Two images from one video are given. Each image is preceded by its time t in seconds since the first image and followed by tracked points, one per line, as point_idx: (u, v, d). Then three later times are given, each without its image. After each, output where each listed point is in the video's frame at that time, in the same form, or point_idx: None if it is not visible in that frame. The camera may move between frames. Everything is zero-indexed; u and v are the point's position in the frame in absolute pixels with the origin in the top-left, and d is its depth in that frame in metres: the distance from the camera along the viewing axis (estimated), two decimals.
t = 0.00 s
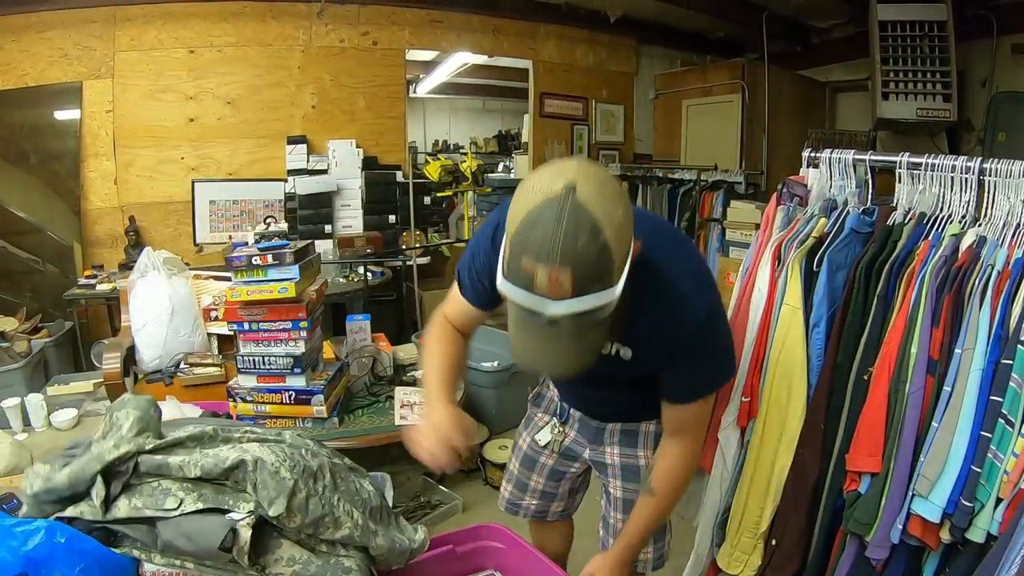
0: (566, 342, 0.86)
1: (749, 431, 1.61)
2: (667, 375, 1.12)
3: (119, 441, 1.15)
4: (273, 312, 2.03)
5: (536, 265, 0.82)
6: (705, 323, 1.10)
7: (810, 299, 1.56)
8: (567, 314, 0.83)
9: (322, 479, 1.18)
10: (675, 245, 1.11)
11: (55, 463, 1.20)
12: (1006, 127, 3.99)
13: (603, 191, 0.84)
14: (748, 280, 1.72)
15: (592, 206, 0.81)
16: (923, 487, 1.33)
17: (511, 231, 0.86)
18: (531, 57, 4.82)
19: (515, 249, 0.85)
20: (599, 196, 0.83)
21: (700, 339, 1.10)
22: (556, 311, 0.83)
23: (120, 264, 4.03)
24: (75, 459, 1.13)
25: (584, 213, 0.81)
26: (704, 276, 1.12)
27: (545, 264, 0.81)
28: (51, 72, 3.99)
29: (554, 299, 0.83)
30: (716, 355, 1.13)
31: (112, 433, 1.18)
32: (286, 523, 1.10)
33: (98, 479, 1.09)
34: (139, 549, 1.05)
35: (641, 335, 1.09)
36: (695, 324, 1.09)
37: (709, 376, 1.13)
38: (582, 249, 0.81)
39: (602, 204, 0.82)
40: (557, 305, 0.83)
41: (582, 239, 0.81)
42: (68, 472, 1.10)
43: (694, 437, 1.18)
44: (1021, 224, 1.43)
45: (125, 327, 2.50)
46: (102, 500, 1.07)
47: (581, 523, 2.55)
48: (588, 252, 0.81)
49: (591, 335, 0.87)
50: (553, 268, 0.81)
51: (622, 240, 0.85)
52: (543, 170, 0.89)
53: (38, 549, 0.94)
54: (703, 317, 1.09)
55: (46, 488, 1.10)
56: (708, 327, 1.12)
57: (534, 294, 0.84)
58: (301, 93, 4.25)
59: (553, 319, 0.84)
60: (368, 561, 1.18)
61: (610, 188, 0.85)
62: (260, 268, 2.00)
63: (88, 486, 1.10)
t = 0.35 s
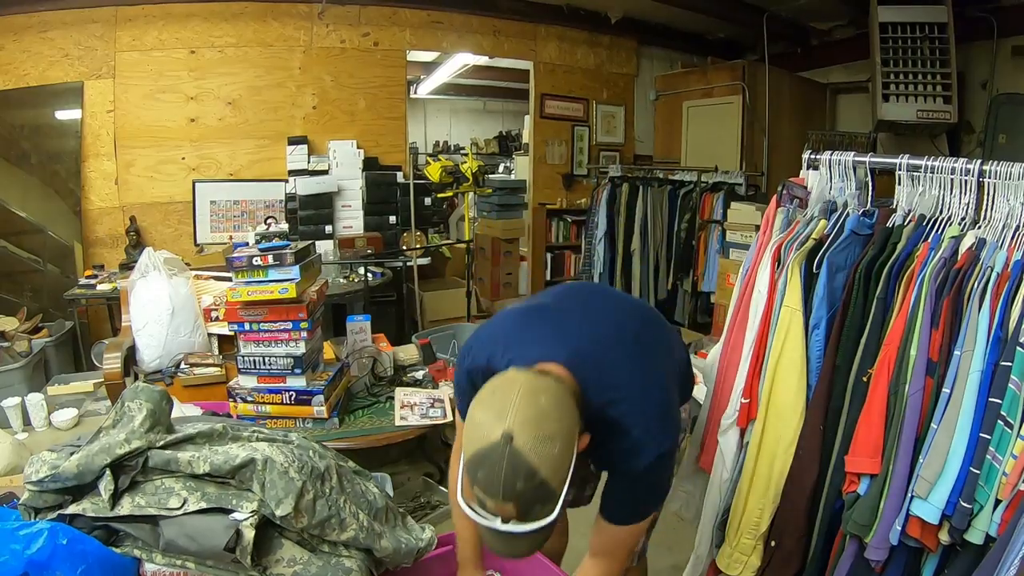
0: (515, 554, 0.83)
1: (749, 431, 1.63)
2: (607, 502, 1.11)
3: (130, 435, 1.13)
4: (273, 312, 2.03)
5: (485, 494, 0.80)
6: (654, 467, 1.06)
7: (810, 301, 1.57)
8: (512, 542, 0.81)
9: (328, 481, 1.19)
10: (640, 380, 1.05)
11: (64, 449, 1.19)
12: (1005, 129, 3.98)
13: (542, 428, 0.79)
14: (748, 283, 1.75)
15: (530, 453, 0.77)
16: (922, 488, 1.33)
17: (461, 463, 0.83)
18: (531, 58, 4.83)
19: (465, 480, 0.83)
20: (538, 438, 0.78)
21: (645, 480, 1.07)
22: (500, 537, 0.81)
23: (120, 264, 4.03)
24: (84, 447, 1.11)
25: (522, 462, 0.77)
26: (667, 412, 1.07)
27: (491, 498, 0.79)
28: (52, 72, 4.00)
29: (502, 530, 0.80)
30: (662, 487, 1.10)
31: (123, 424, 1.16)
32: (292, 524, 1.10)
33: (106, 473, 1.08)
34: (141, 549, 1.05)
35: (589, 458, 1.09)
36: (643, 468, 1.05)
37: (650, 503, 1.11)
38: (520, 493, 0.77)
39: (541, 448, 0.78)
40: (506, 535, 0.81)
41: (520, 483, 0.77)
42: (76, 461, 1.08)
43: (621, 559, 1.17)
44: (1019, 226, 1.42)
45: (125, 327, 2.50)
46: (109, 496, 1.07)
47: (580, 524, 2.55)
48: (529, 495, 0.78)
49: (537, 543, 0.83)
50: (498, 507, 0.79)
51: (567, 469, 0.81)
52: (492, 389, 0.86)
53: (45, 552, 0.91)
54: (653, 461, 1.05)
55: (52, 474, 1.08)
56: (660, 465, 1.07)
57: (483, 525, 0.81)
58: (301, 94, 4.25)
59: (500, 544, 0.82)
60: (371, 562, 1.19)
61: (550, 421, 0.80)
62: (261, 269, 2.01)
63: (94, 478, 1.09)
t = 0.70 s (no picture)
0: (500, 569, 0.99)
1: (749, 432, 1.64)
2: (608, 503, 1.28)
3: (131, 433, 1.13)
4: (274, 311, 2.04)
5: (467, 524, 0.96)
6: (638, 474, 1.22)
7: (811, 300, 1.57)
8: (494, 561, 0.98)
9: (331, 480, 1.19)
10: (610, 399, 1.20)
11: (65, 449, 1.19)
12: (1007, 129, 3.99)
13: (513, 469, 0.95)
14: (749, 283, 1.76)
15: (502, 490, 0.94)
16: (924, 487, 1.32)
17: (449, 495, 1.00)
18: (532, 58, 4.83)
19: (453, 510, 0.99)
20: (508, 477, 0.95)
21: (636, 484, 1.24)
22: (482, 557, 0.97)
23: (121, 263, 4.04)
24: (86, 446, 1.11)
25: (495, 497, 0.94)
26: (643, 423, 1.23)
27: (472, 527, 0.95)
28: (53, 71, 4.00)
29: (485, 551, 0.97)
30: (653, 486, 1.27)
31: (125, 423, 1.16)
32: (294, 522, 1.10)
33: (108, 471, 1.08)
34: (142, 547, 1.04)
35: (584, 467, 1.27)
36: (628, 476, 1.22)
37: (646, 501, 1.28)
38: (496, 524, 0.94)
39: (511, 486, 0.94)
40: (489, 554, 0.97)
41: (495, 515, 0.94)
42: (78, 459, 1.08)
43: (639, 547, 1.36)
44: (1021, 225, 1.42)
45: (126, 326, 2.50)
46: (111, 495, 1.07)
47: (580, 523, 2.55)
48: (504, 524, 0.95)
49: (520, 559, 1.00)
50: (478, 534, 0.96)
51: (536, 501, 0.97)
52: (474, 431, 1.02)
53: (47, 550, 0.91)
54: (636, 468, 1.21)
55: (54, 474, 1.08)
56: (646, 469, 1.23)
57: (469, 547, 0.98)
58: (302, 93, 4.25)
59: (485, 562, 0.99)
60: (373, 561, 1.19)
61: (521, 462, 0.96)
62: (262, 267, 2.01)
63: (96, 477, 1.09)
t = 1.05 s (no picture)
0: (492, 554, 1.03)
1: (750, 431, 1.64)
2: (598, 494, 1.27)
3: (132, 433, 1.13)
4: (275, 311, 2.04)
5: (460, 513, 0.99)
6: (628, 466, 1.21)
7: (812, 300, 1.57)
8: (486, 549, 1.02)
9: (331, 480, 1.19)
10: (602, 394, 1.20)
11: (65, 449, 1.19)
12: (1007, 128, 3.99)
13: (502, 464, 0.97)
14: (749, 283, 1.76)
15: (492, 484, 0.96)
16: (925, 487, 1.32)
17: (444, 485, 1.02)
18: (533, 57, 4.83)
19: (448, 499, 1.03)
20: (497, 471, 0.97)
21: (625, 476, 1.22)
22: (475, 544, 1.01)
23: (122, 263, 4.04)
24: (86, 446, 1.11)
25: (485, 491, 0.96)
26: (634, 417, 1.22)
27: (464, 517, 0.98)
28: (54, 71, 4.00)
29: (479, 540, 1.01)
30: (641, 478, 1.25)
31: (126, 423, 1.16)
32: (294, 522, 1.10)
33: (108, 471, 1.08)
34: (142, 547, 1.04)
35: (575, 458, 1.26)
36: (620, 468, 1.20)
37: (635, 492, 1.26)
38: (485, 515, 0.97)
39: (500, 479, 0.96)
40: (482, 542, 1.00)
41: (485, 506, 0.97)
42: (78, 459, 1.08)
43: (625, 532, 1.33)
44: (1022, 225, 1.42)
45: (126, 326, 2.50)
46: (111, 495, 1.07)
47: (580, 521, 2.55)
48: (494, 515, 0.97)
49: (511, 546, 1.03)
50: (471, 523, 0.99)
51: (526, 494, 0.99)
52: (467, 424, 1.04)
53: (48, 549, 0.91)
54: (625, 462, 1.20)
55: (55, 473, 1.08)
56: (636, 462, 1.22)
57: (462, 535, 1.01)
58: (302, 93, 4.25)
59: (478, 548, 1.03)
60: (373, 561, 1.19)
61: (511, 457, 0.98)
62: (262, 267, 2.01)
63: (97, 477, 1.09)
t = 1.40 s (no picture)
0: (489, 536, 1.03)
1: (750, 430, 1.63)
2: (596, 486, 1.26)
3: (132, 433, 1.13)
4: (275, 311, 2.04)
5: (456, 496, 1.00)
6: (624, 456, 1.20)
7: (812, 297, 1.57)
8: (484, 531, 1.02)
9: (331, 480, 1.19)
10: (598, 383, 1.21)
11: (65, 449, 1.19)
12: (1008, 127, 3.99)
13: (496, 442, 0.98)
14: (749, 281, 1.76)
15: (486, 462, 0.97)
16: (926, 486, 1.31)
17: (440, 469, 1.03)
18: (533, 57, 4.82)
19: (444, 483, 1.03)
20: (491, 449, 0.98)
21: (621, 466, 1.22)
22: (472, 526, 1.01)
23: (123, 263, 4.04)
24: (86, 446, 1.11)
25: (480, 469, 0.97)
26: (630, 407, 1.22)
27: (460, 499, 0.99)
28: (54, 71, 4.00)
29: (476, 522, 1.01)
30: (638, 468, 1.25)
31: (126, 423, 1.16)
32: (294, 522, 1.10)
33: (108, 471, 1.08)
34: (143, 547, 1.04)
35: (572, 450, 1.26)
36: (615, 458, 1.20)
37: (632, 482, 1.25)
38: (480, 495, 0.98)
39: (494, 458, 0.97)
40: (479, 524, 1.01)
41: (480, 486, 0.97)
42: (78, 459, 1.08)
43: (626, 526, 1.33)
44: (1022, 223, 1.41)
45: (127, 326, 2.50)
46: (111, 495, 1.07)
47: (580, 520, 2.55)
48: (489, 495, 0.98)
49: (508, 529, 1.03)
50: (467, 505, 1.00)
51: (521, 474, 0.99)
52: (462, 408, 1.05)
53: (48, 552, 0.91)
54: (620, 451, 1.19)
55: (55, 473, 1.08)
56: (632, 452, 1.21)
57: (460, 519, 1.02)
58: (302, 93, 4.25)
59: (476, 532, 1.03)
60: (374, 561, 1.19)
61: (504, 436, 0.99)
62: (262, 267, 2.01)
63: (97, 476, 1.09)
